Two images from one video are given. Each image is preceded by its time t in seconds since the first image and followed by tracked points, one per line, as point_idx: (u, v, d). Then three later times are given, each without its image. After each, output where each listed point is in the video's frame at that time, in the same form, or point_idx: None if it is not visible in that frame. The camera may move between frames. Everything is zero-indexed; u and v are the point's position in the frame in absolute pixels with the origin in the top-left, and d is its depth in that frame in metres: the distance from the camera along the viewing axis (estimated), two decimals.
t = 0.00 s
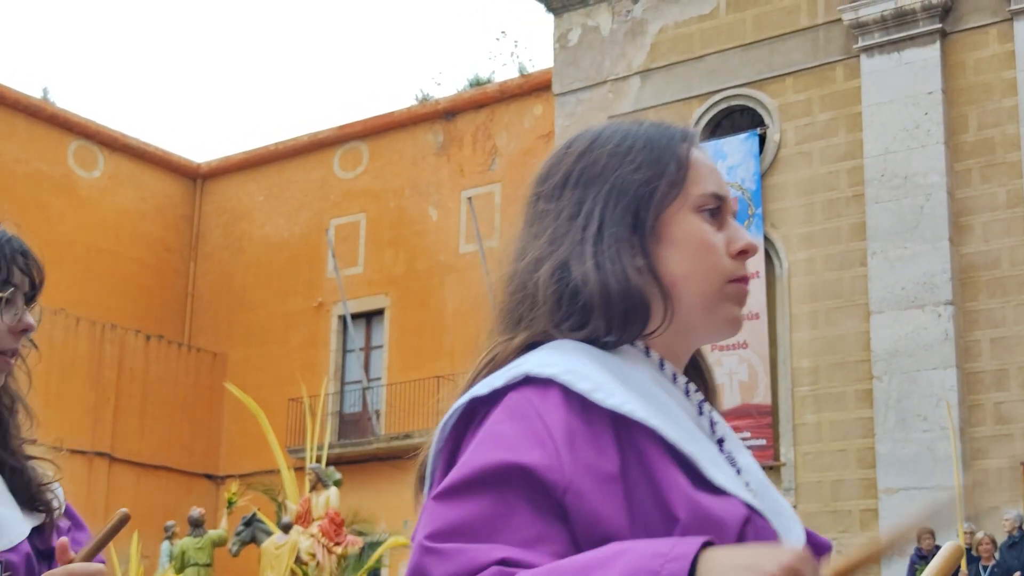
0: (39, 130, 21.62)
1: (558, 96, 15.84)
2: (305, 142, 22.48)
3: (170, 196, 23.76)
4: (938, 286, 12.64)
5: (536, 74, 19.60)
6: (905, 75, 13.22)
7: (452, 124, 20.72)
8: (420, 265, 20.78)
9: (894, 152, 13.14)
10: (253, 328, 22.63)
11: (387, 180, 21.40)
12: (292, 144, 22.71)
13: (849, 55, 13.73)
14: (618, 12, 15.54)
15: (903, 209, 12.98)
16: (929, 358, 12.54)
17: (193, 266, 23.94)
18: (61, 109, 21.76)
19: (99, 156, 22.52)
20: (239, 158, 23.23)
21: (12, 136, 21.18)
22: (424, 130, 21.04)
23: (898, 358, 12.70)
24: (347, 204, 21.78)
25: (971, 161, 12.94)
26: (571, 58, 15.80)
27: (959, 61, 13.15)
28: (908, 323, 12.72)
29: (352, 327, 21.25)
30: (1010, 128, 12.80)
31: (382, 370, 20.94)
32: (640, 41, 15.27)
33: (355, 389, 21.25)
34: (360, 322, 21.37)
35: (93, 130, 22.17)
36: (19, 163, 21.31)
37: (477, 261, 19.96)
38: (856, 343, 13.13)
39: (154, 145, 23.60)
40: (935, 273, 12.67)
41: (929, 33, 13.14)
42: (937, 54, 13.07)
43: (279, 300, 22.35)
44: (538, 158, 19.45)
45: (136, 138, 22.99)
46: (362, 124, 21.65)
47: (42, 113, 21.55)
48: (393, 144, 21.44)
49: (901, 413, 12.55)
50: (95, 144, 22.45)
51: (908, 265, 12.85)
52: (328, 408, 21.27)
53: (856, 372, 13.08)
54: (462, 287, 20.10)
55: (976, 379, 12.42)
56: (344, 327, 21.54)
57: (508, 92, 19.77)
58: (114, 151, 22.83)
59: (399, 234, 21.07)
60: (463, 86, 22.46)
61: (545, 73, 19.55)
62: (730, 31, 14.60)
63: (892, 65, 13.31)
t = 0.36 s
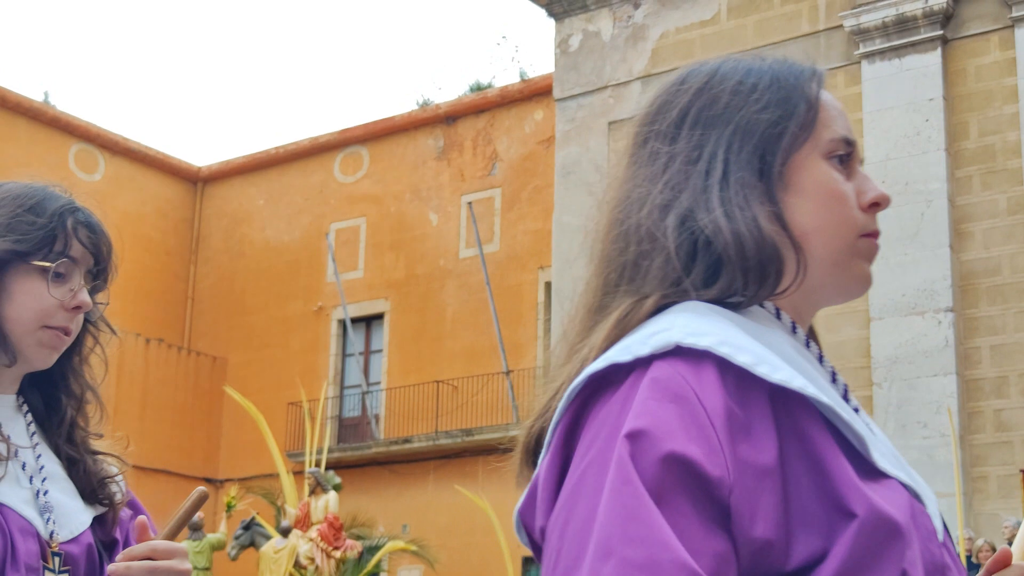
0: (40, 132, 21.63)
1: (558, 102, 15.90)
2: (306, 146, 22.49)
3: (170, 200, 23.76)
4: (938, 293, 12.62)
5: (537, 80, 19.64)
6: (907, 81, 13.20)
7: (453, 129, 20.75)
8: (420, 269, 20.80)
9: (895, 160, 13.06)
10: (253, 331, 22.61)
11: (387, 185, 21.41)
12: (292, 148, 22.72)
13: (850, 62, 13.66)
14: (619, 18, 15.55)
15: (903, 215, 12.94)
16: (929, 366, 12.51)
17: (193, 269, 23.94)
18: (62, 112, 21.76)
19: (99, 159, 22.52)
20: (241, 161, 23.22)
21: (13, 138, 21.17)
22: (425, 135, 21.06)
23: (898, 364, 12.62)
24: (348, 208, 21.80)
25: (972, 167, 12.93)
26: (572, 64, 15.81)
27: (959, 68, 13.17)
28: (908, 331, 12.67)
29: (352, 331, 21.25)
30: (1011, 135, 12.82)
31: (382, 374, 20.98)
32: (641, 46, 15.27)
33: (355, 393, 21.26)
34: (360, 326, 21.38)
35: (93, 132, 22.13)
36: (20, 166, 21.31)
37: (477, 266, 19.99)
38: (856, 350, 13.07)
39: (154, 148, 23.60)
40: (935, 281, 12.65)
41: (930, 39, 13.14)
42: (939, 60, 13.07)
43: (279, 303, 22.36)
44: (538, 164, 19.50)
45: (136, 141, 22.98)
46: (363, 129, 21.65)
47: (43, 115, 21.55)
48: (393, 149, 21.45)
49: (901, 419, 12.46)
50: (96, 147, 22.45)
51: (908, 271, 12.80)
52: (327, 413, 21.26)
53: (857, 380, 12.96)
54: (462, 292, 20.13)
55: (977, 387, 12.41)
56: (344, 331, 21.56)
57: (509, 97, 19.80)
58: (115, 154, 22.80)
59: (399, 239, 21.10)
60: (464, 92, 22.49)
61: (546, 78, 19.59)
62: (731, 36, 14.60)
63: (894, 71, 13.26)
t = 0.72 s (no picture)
0: (36, 139, 21.62)
1: (556, 110, 15.87)
2: (303, 154, 22.40)
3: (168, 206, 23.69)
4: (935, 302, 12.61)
5: (535, 88, 19.59)
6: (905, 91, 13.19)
7: (451, 137, 20.67)
8: (417, 278, 20.79)
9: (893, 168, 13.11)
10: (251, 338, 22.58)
11: (385, 193, 21.36)
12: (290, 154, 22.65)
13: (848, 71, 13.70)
14: (617, 26, 15.51)
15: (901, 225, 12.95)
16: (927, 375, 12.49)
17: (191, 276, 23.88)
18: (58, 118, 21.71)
19: (96, 166, 22.47)
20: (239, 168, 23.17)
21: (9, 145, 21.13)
22: (423, 143, 21.00)
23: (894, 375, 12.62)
24: (346, 216, 21.79)
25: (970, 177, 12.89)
26: (570, 72, 15.77)
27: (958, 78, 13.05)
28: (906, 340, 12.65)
29: (350, 339, 21.22)
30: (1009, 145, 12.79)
31: (379, 383, 20.97)
32: (639, 55, 15.25)
33: (353, 402, 21.23)
34: (358, 334, 21.35)
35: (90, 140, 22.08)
36: (15, 173, 21.27)
37: (475, 274, 19.98)
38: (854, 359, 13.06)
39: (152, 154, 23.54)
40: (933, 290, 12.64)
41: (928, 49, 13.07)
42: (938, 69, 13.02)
43: (278, 311, 22.34)
44: (536, 172, 19.47)
45: (134, 148, 22.95)
46: (360, 136, 21.58)
47: (39, 122, 21.51)
48: (390, 157, 21.39)
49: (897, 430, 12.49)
50: (92, 153, 22.41)
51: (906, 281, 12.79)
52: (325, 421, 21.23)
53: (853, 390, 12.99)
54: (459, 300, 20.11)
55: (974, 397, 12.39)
56: (341, 339, 21.55)
57: (508, 105, 19.76)
58: (112, 161, 22.75)
59: (397, 246, 21.08)
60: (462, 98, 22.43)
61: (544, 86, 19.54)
62: (730, 45, 14.59)
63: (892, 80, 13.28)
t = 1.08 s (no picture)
0: (32, 144, 21.67)
1: (549, 115, 15.91)
2: (297, 158, 22.46)
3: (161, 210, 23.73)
4: (928, 307, 12.67)
5: (528, 93, 19.66)
6: (897, 96, 13.26)
7: (444, 141, 20.75)
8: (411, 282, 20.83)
9: (885, 173, 13.17)
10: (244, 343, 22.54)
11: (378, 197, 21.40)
12: (284, 159, 22.71)
13: (839, 76, 13.76)
14: (610, 31, 15.57)
15: (893, 230, 13.02)
16: (918, 379, 12.52)
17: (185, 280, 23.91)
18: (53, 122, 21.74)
19: (90, 170, 22.54)
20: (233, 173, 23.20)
21: (4, 149, 21.16)
22: (416, 147, 21.05)
23: (887, 378, 12.69)
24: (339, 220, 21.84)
25: (962, 182, 12.94)
26: (563, 77, 15.83)
27: (949, 84, 13.17)
28: (897, 344, 12.72)
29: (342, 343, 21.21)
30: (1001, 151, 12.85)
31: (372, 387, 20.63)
32: (632, 60, 15.30)
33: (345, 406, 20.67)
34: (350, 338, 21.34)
35: (84, 144, 22.12)
36: (10, 177, 21.32)
37: (469, 278, 20.04)
38: (846, 363, 13.13)
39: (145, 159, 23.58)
40: (925, 294, 12.70)
41: (919, 55, 13.17)
42: (929, 75, 13.11)
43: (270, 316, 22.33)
44: (529, 176, 19.54)
45: (128, 152, 22.99)
46: (354, 140, 21.65)
47: (34, 127, 21.55)
48: (384, 161, 21.45)
49: (889, 434, 12.58)
50: (86, 158, 22.45)
51: (898, 285, 12.87)
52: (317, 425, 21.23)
53: (845, 393, 13.07)
54: (452, 304, 20.14)
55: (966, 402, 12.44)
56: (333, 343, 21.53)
57: (500, 110, 19.82)
58: (105, 166, 22.79)
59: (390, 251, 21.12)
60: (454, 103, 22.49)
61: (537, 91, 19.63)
62: (722, 50, 14.62)
63: (883, 86, 13.34)
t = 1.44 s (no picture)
0: (21, 145, 21.70)
1: (538, 115, 15.91)
2: (285, 159, 22.46)
3: (150, 211, 23.75)
4: (917, 306, 12.68)
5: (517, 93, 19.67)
6: (886, 97, 13.30)
7: (433, 141, 20.75)
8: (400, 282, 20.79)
9: (874, 173, 13.20)
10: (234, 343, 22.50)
11: (368, 198, 21.40)
12: (273, 160, 22.72)
13: (829, 76, 13.78)
14: (600, 31, 15.58)
15: (883, 230, 13.04)
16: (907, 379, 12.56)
17: (174, 282, 23.92)
18: (42, 124, 21.76)
19: (79, 171, 22.56)
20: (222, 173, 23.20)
21: None
22: (405, 147, 21.06)
23: (877, 378, 12.72)
24: (328, 221, 21.81)
25: (950, 182, 12.98)
26: (552, 77, 15.84)
27: (937, 84, 13.22)
28: (887, 344, 12.75)
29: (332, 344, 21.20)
30: (989, 151, 12.86)
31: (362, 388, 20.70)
32: (621, 60, 15.31)
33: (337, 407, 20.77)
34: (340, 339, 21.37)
35: (73, 145, 22.15)
36: None
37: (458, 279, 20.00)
38: (835, 363, 13.16)
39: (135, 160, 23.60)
40: (914, 294, 12.72)
41: (908, 55, 13.21)
42: (917, 76, 13.15)
43: (260, 316, 22.31)
44: (518, 176, 19.54)
45: (117, 153, 23.00)
46: (342, 141, 21.64)
47: (23, 127, 21.57)
48: (373, 162, 21.45)
49: (879, 433, 12.59)
50: (75, 159, 22.48)
51: (887, 285, 12.90)
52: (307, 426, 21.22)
53: (834, 393, 13.10)
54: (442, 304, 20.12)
55: (955, 401, 12.44)
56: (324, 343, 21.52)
57: (490, 110, 19.80)
58: (94, 166, 22.80)
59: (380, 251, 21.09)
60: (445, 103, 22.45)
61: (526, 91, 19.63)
62: (711, 51, 14.65)
63: (872, 86, 13.38)
